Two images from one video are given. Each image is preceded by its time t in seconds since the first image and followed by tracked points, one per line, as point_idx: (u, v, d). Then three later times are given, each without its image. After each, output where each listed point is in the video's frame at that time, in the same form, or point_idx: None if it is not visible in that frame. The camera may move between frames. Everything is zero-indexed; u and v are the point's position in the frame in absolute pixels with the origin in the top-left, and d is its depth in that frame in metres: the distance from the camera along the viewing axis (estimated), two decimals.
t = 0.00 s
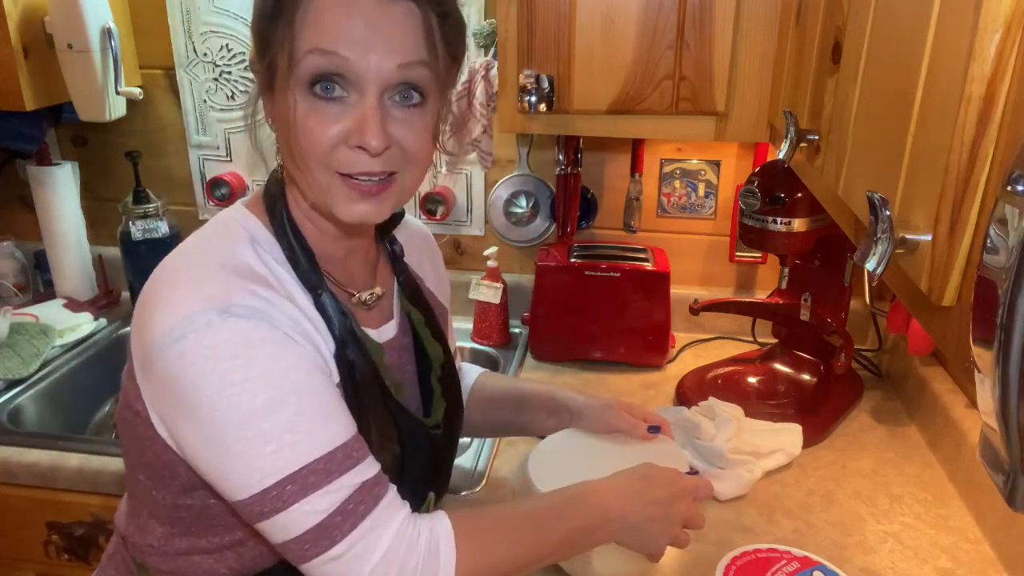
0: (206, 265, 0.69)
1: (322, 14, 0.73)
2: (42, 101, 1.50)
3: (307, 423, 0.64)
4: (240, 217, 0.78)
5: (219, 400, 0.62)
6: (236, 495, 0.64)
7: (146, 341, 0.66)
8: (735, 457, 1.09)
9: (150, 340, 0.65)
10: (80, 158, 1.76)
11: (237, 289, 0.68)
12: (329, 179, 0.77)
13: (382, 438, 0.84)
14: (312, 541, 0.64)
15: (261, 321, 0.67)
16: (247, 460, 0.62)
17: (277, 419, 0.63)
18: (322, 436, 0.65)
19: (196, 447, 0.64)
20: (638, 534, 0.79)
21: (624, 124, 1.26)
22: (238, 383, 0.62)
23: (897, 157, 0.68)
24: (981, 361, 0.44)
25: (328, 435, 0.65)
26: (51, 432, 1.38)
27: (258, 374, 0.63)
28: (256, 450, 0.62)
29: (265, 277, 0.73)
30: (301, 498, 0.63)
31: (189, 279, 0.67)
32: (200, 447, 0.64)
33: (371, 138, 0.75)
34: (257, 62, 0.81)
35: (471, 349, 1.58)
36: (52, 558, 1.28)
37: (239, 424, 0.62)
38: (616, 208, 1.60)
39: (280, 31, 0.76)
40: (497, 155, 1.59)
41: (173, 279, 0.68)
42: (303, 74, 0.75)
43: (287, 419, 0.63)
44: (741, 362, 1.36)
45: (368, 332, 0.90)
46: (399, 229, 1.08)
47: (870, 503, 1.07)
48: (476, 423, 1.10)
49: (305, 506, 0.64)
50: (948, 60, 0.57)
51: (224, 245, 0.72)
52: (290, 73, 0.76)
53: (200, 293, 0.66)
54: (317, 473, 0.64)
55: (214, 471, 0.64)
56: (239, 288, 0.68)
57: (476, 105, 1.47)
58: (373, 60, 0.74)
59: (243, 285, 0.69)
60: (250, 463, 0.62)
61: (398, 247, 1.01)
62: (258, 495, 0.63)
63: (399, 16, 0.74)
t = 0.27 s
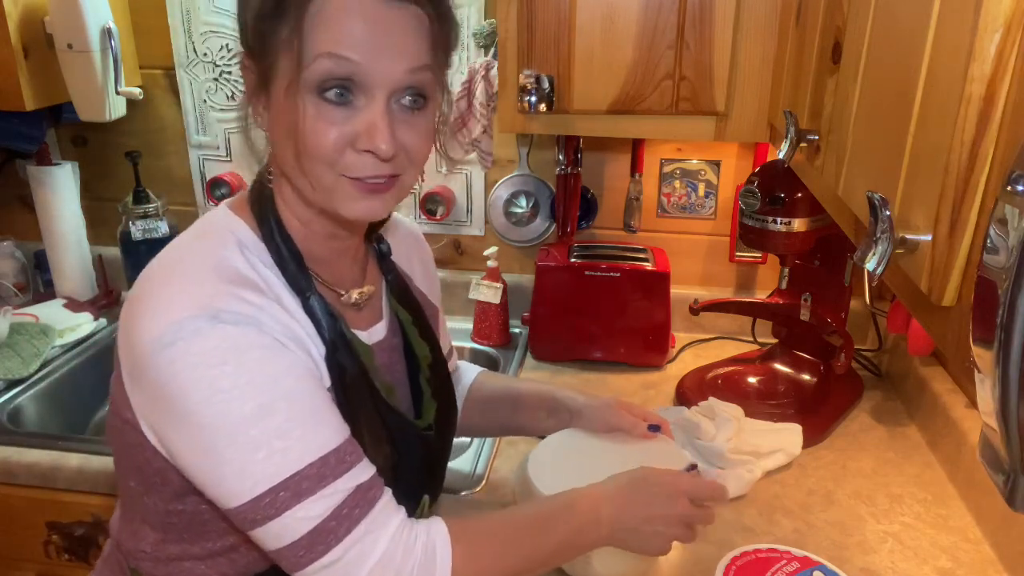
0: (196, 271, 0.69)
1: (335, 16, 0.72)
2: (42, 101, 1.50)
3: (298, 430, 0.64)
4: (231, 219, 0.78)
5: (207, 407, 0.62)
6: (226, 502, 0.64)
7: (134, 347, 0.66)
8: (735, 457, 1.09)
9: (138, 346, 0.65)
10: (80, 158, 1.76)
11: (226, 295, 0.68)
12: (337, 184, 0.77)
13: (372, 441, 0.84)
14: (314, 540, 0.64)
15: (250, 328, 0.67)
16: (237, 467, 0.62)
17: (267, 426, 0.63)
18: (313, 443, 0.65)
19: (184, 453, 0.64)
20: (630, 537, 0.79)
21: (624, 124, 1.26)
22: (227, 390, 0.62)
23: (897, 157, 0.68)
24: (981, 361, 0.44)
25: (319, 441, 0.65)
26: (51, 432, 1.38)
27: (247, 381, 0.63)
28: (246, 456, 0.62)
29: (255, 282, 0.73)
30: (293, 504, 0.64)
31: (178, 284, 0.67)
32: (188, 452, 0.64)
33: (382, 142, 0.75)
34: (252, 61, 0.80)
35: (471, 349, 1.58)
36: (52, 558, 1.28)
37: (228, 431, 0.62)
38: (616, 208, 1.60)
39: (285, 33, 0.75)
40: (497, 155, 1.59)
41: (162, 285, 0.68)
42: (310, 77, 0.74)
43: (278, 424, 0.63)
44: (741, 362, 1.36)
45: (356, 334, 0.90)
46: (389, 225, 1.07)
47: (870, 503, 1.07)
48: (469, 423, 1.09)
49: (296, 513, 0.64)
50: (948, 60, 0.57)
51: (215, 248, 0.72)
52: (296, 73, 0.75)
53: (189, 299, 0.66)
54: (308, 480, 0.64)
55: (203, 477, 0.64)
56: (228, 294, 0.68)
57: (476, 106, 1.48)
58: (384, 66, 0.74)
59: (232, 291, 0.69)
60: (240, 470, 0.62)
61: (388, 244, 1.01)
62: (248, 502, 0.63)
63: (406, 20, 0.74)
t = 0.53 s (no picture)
0: (173, 269, 0.70)
1: (381, 30, 0.70)
2: (42, 101, 1.50)
3: (224, 455, 0.64)
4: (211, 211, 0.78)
5: (148, 410, 0.62)
6: (131, 504, 0.63)
7: (110, 336, 0.67)
8: (735, 457, 1.09)
9: (112, 335, 0.66)
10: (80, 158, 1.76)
11: (210, 299, 0.69)
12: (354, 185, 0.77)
13: (368, 435, 0.84)
14: (219, 564, 0.66)
15: (219, 335, 0.67)
16: (156, 476, 0.62)
17: (199, 444, 0.63)
18: (234, 471, 0.65)
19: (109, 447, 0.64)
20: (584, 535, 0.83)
21: (624, 124, 1.26)
22: (173, 397, 0.63)
23: (897, 156, 0.68)
24: (980, 362, 0.44)
25: (242, 472, 0.65)
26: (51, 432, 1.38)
27: (198, 394, 0.63)
28: (155, 473, 0.62)
29: (241, 288, 0.73)
30: (201, 528, 0.64)
31: (154, 281, 0.68)
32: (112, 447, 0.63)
33: (403, 144, 0.76)
34: (253, 51, 0.70)
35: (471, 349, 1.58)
36: (52, 558, 1.28)
37: (157, 439, 0.62)
38: (616, 208, 1.60)
39: (314, 38, 0.69)
40: (497, 155, 1.59)
41: (142, 279, 0.69)
42: (343, 87, 0.70)
43: (199, 449, 0.63)
44: (741, 362, 1.36)
45: (329, 316, 0.89)
46: (344, 216, 1.06)
47: (870, 503, 1.07)
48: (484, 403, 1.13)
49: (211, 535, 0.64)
50: (948, 60, 0.57)
51: (198, 246, 0.73)
52: (337, 86, 0.70)
53: (165, 298, 0.67)
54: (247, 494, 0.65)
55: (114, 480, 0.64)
56: (210, 299, 0.69)
57: (476, 105, 1.47)
58: (413, 75, 0.74)
59: (214, 296, 0.70)
60: (160, 478, 0.62)
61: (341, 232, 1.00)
62: (167, 510, 0.63)
63: (420, 26, 0.75)
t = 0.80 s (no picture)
0: (192, 266, 0.70)
1: (402, 49, 0.72)
2: (42, 100, 1.50)
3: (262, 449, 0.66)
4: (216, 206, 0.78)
5: (187, 407, 0.63)
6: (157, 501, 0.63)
7: (129, 333, 0.66)
8: (735, 457, 1.09)
9: (133, 332, 0.65)
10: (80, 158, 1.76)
11: (232, 296, 0.69)
12: (365, 193, 0.78)
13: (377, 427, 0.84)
14: (245, 553, 0.67)
15: (248, 331, 0.68)
16: (192, 472, 0.63)
17: (239, 439, 0.64)
18: (270, 464, 0.67)
19: (134, 445, 0.63)
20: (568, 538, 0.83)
21: (624, 124, 1.26)
22: (212, 393, 0.63)
23: (897, 156, 0.68)
24: (981, 362, 0.44)
25: (275, 465, 0.67)
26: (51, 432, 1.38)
27: (234, 390, 0.64)
28: (183, 468, 0.63)
29: (254, 285, 0.74)
30: (228, 522, 0.65)
31: (175, 278, 0.68)
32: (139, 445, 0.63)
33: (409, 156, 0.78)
34: (276, 62, 0.70)
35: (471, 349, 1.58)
36: (52, 558, 1.27)
37: (199, 434, 0.63)
38: (616, 208, 1.60)
39: (341, 55, 0.70)
40: (497, 155, 1.59)
41: (159, 277, 0.69)
42: (364, 102, 0.72)
43: (230, 443, 0.64)
44: (741, 362, 1.36)
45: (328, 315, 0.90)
46: (334, 219, 1.05)
47: (870, 503, 1.07)
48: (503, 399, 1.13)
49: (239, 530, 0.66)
50: (948, 60, 0.57)
51: (214, 244, 0.73)
52: (356, 100, 0.71)
53: (190, 295, 0.67)
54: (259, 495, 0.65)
55: (133, 476, 0.64)
56: (232, 296, 0.69)
57: (476, 105, 1.47)
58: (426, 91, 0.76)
59: (235, 293, 0.70)
60: (196, 474, 0.63)
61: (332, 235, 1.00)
62: (193, 509, 0.64)
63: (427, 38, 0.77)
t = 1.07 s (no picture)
0: (207, 264, 0.70)
1: (431, 52, 0.72)
2: (42, 100, 1.50)
3: (286, 445, 0.65)
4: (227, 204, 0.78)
5: (208, 405, 0.63)
6: (191, 504, 0.64)
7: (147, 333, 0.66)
8: (735, 457, 1.09)
9: (152, 333, 0.65)
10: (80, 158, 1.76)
11: (246, 293, 0.69)
12: (388, 194, 0.78)
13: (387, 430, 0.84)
14: (300, 542, 0.67)
15: (264, 324, 0.67)
16: (220, 472, 0.63)
17: (262, 435, 0.64)
18: (299, 460, 0.66)
19: (165, 448, 0.64)
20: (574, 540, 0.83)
21: (624, 124, 1.26)
22: (233, 391, 0.63)
23: (898, 156, 0.68)
24: (980, 361, 0.44)
25: (302, 460, 0.66)
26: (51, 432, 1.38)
27: (255, 387, 0.64)
28: (224, 466, 0.63)
29: (270, 282, 0.73)
30: (252, 523, 0.65)
31: (191, 277, 0.68)
32: (168, 448, 0.64)
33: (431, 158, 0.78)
34: (306, 64, 0.70)
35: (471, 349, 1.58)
36: (52, 558, 1.27)
37: (224, 433, 0.63)
38: (616, 207, 1.60)
39: (370, 59, 0.69)
40: (497, 155, 1.59)
41: (173, 278, 0.69)
42: (391, 106, 0.72)
43: (265, 438, 0.64)
44: (741, 362, 1.36)
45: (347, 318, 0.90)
46: (355, 219, 1.05)
47: (870, 502, 1.07)
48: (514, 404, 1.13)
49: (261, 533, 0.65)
50: (948, 60, 0.57)
51: (226, 239, 0.73)
52: (384, 103, 0.71)
53: (204, 293, 0.67)
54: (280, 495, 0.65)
55: (177, 480, 0.64)
56: (248, 293, 0.69)
57: (476, 105, 1.47)
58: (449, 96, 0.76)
59: (251, 290, 0.70)
60: (223, 474, 0.63)
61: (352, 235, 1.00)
62: (212, 511, 0.64)
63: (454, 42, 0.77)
